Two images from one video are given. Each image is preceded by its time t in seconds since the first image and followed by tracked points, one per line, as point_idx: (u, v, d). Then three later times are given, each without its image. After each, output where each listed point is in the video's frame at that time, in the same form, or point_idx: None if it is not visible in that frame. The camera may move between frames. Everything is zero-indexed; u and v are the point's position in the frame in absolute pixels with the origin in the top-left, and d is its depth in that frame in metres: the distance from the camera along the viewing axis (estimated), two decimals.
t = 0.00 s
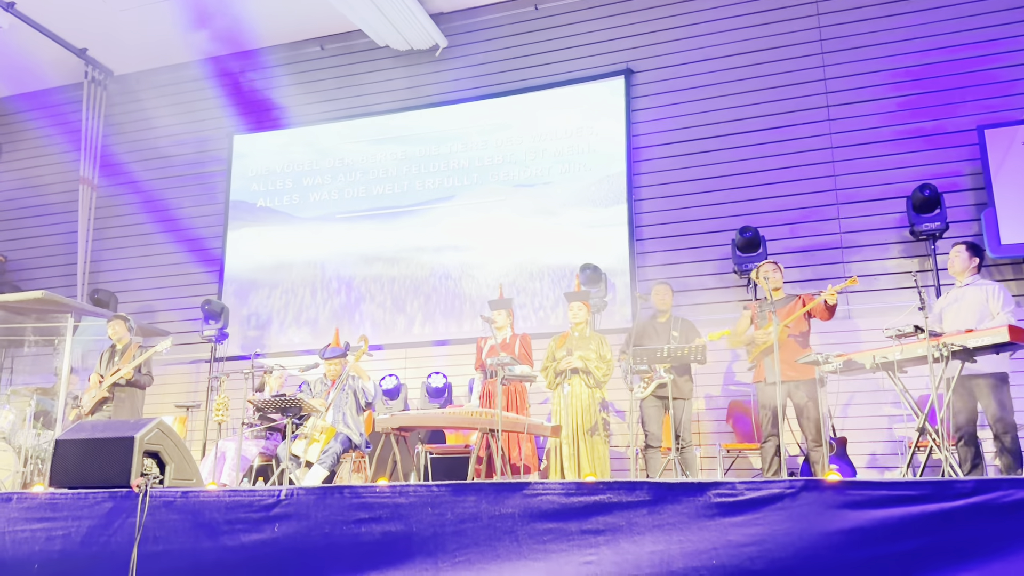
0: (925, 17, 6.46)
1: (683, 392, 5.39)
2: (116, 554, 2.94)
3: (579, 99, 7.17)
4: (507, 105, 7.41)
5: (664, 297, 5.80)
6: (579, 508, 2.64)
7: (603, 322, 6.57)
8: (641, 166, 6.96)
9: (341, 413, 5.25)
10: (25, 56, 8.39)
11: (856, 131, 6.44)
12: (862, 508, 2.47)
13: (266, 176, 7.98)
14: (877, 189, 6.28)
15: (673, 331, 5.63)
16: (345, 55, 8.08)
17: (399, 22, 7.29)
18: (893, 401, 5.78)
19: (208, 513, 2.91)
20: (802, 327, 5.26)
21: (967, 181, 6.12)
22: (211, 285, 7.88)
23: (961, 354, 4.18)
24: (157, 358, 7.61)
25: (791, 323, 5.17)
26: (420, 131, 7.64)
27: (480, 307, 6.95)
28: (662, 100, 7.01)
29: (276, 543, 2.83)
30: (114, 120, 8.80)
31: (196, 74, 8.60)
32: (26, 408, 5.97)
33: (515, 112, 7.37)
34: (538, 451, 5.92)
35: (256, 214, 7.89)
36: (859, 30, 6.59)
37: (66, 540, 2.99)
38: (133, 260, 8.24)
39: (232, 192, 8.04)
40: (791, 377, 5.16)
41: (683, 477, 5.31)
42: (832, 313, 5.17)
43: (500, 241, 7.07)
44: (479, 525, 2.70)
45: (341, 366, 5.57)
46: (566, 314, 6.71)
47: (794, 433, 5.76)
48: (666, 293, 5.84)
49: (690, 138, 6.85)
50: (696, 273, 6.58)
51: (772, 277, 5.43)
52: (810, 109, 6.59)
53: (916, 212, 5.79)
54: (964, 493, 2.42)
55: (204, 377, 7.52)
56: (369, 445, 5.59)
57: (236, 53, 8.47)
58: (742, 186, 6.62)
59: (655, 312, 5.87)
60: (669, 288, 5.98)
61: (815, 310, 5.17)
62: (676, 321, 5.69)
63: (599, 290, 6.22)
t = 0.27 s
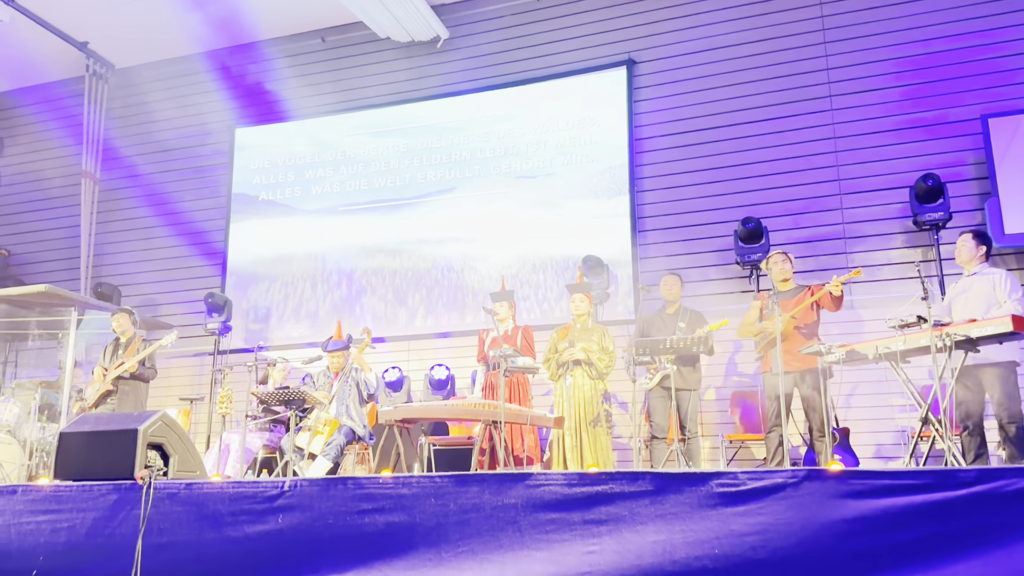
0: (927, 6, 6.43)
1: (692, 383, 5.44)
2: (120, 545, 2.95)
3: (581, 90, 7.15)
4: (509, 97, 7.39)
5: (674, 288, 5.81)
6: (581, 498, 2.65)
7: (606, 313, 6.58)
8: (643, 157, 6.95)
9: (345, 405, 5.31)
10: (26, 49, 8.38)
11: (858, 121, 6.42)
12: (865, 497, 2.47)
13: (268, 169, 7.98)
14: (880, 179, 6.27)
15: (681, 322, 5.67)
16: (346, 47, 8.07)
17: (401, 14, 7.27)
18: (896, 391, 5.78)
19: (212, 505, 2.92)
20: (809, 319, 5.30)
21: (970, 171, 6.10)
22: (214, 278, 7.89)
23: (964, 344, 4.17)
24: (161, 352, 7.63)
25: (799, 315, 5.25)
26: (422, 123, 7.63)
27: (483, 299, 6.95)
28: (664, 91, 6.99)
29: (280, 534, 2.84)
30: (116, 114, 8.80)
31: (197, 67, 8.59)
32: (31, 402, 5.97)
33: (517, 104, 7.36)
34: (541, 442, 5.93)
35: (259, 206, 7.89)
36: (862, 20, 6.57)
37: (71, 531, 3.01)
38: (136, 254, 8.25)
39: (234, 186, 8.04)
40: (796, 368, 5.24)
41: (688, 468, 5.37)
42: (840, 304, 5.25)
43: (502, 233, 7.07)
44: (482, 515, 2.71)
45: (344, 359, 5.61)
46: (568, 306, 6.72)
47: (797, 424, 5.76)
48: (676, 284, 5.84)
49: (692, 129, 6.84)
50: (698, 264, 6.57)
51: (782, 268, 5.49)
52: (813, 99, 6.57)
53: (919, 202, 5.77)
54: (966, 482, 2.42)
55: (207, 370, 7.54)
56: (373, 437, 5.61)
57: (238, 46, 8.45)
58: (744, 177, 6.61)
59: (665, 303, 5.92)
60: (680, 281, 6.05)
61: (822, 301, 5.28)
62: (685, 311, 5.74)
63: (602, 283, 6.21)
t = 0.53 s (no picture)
0: None
1: (703, 375, 5.44)
2: (127, 541, 2.96)
3: (584, 84, 7.14)
4: (511, 91, 7.38)
5: (685, 283, 5.79)
6: (586, 491, 2.65)
7: (610, 307, 6.57)
8: (647, 150, 6.94)
9: (350, 400, 5.33)
10: (29, 46, 8.39)
11: (862, 113, 6.39)
12: (870, 489, 2.47)
13: (271, 165, 7.98)
14: (884, 171, 6.25)
15: (690, 315, 5.67)
16: (348, 42, 8.06)
17: (403, 9, 7.25)
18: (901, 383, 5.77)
19: (217, 500, 2.93)
20: (817, 314, 5.27)
21: (975, 163, 6.08)
22: (218, 274, 7.89)
23: (969, 336, 4.15)
24: (166, 348, 7.64)
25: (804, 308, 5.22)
26: (425, 118, 7.62)
27: (486, 294, 6.95)
28: (667, 84, 6.98)
29: (286, 529, 2.85)
30: (119, 110, 8.80)
31: (200, 63, 8.59)
32: (37, 398, 6.00)
33: (519, 98, 7.34)
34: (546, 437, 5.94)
35: (262, 202, 7.89)
36: (866, 11, 6.54)
37: (78, 527, 3.02)
38: (140, 250, 8.26)
39: (237, 181, 8.04)
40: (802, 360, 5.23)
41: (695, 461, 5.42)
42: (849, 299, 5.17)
43: (505, 227, 7.06)
44: (487, 509, 2.71)
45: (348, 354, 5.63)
46: (572, 300, 6.71)
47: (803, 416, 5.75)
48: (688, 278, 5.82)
49: (695, 121, 6.82)
50: (702, 257, 6.56)
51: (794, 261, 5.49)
52: (816, 91, 6.55)
53: (923, 193, 5.75)
54: (972, 473, 2.41)
55: (212, 365, 7.56)
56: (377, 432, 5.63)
57: (240, 42, 8.45)
58: (748, 170, 6.60)
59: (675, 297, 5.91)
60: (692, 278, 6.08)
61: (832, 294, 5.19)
62: (693, 305, 5.73)
63: (606, 276, 6.22)
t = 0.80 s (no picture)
0: None
1: (714, 370, 5.41)
2: (135, 539, 2.97)
3: (587, 79, 7.13)
4: (515, 86, 7.37)
5: (693, 278, 5.82)
6: (593, 487, 2.65)
7: (616, 302, 6.56)
8: (651, 145, 6.92)
9: (356, 397, 5.33)
10: (33, 46, 8.40)
11: (867, 105, 6.37)
12: (877, 483, 2.46)
13: (275, 162, 7.98)
14: (890, 164, 6.23)
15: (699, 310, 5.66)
16: (351, 39, 8.05)
17: (406, 5, 7.24)
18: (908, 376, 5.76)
19: (225, 497, 2.94)
20: (824, 308, 5.27)
21: (980, 154, 6.05)
22: (224, 272, 7.91)
23: (976, 328, 4.14)
24: (173, 346, 7.67)
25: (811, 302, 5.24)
26: (428, 114, 7.61)
27: (492, 290, 6.95)
28: (671, 78, 6.96)
29: (294, 526, 2.85)
30: (123, 109, 8.81)
31: (203, 61, 8.59)
32: (44, 398, 5.98)
33: (522, 93, 7.33)
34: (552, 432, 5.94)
35: (267, 199, 7.90)
36: (870, 3, 6.51)
37: (86, 525, 3.03)
38: (146, 249, 8.28)
39: (242, 179, 8.06)
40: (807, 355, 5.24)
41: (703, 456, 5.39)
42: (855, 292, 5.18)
43: (510, 223, 7.06)
44: (494, 505, 2.71)
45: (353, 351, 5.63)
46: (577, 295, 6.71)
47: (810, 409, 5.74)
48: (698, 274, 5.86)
49: (699, 115, 6.81)
50: (707, 252, 6.55)
51: (802, 253, 5.45)
52: (821, 84, 6.53)
53: (929, 185, 5.73)
54: (980, 467, 2.41)
55: (219, 363, 7.59)
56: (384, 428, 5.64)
57: (243, 40, 8.45)
58: (752, 164, 6.58)
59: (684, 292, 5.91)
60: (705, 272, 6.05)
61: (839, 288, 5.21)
62: (701, 299, 5.72)
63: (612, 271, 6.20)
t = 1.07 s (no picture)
0: None
1: (723, 365, 5.41)
2: (147, 536, 2.99)
3: (593, 73, 7.11)
4: (520, 81, 7.35)
5: (702, 271, 5.80)
6: (602, 481, 2.65)
7: (623, 297, 6.56)
8: (657, 139, 6.90)
9: (365, 393, 5.29)
10: (40, 47, 8.42)
11: (875, 97, 6.34)
12: (887, 476, 2.45)
13: (282, 160, 8.00)
14: (897, 156, 6.20)
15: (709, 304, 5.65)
16: (356, 36, 8.05)
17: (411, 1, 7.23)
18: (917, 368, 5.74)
19: (236, 495, 2.95)
20: (828, 300, 5.25)
21: (989, 145, 6.01)
22: (232, 270, 7.93)
23: (986, 320, 4.12)
24: (182, 344, 7.70)
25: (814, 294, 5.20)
26: (434, 110, 7.60)
27: (499, 286, 6.95)
28: (676, 71, 6.94)
29: (304, 522, 2.86)
30: (130, 109, 8.83)
31: (209, 60, 8.60)
32: (55, 397, 5.98)
33: (528, 89, 7.32)
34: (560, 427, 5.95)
35: (274, 197, 7.92)
36: None
37: (98, 523, 3.04)
38: (154, 248, 8.31)
39: (249, 177, 8.07)
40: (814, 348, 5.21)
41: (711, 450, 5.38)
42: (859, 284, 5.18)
43: (516, 218, 7.05)
44: (503, 500, 2.72)
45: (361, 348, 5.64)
46: (585, 290, 6.70)
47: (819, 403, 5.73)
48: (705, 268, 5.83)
49: (705, 109, 6.79)
50: (715, 246, 6.54)
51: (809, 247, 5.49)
52: (828, 76, 6.50)
53: (937, 176, 5.70)
54: (990, 459, 2.40)
55: (228, 361, 7.61)
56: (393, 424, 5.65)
57: (249, 38, 8.46)
58: (759, 157, 6.56)
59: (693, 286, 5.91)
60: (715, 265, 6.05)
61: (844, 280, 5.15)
62: (710, 294, 5.72)
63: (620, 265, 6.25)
